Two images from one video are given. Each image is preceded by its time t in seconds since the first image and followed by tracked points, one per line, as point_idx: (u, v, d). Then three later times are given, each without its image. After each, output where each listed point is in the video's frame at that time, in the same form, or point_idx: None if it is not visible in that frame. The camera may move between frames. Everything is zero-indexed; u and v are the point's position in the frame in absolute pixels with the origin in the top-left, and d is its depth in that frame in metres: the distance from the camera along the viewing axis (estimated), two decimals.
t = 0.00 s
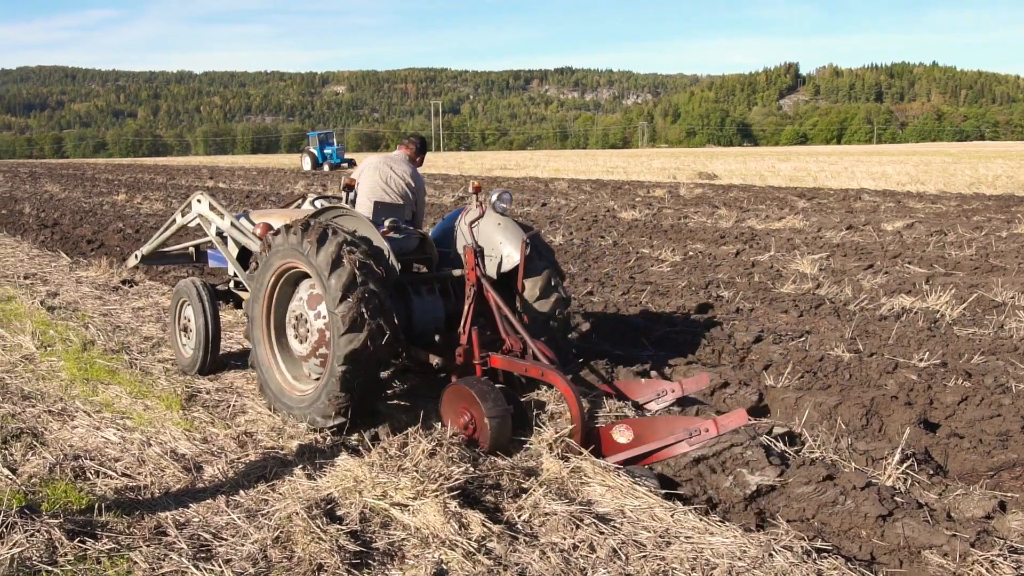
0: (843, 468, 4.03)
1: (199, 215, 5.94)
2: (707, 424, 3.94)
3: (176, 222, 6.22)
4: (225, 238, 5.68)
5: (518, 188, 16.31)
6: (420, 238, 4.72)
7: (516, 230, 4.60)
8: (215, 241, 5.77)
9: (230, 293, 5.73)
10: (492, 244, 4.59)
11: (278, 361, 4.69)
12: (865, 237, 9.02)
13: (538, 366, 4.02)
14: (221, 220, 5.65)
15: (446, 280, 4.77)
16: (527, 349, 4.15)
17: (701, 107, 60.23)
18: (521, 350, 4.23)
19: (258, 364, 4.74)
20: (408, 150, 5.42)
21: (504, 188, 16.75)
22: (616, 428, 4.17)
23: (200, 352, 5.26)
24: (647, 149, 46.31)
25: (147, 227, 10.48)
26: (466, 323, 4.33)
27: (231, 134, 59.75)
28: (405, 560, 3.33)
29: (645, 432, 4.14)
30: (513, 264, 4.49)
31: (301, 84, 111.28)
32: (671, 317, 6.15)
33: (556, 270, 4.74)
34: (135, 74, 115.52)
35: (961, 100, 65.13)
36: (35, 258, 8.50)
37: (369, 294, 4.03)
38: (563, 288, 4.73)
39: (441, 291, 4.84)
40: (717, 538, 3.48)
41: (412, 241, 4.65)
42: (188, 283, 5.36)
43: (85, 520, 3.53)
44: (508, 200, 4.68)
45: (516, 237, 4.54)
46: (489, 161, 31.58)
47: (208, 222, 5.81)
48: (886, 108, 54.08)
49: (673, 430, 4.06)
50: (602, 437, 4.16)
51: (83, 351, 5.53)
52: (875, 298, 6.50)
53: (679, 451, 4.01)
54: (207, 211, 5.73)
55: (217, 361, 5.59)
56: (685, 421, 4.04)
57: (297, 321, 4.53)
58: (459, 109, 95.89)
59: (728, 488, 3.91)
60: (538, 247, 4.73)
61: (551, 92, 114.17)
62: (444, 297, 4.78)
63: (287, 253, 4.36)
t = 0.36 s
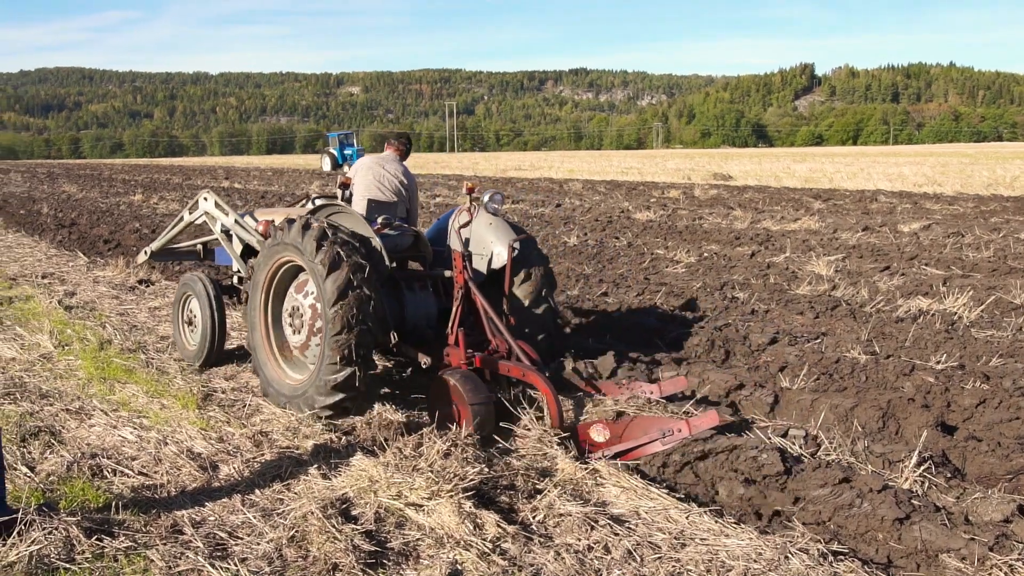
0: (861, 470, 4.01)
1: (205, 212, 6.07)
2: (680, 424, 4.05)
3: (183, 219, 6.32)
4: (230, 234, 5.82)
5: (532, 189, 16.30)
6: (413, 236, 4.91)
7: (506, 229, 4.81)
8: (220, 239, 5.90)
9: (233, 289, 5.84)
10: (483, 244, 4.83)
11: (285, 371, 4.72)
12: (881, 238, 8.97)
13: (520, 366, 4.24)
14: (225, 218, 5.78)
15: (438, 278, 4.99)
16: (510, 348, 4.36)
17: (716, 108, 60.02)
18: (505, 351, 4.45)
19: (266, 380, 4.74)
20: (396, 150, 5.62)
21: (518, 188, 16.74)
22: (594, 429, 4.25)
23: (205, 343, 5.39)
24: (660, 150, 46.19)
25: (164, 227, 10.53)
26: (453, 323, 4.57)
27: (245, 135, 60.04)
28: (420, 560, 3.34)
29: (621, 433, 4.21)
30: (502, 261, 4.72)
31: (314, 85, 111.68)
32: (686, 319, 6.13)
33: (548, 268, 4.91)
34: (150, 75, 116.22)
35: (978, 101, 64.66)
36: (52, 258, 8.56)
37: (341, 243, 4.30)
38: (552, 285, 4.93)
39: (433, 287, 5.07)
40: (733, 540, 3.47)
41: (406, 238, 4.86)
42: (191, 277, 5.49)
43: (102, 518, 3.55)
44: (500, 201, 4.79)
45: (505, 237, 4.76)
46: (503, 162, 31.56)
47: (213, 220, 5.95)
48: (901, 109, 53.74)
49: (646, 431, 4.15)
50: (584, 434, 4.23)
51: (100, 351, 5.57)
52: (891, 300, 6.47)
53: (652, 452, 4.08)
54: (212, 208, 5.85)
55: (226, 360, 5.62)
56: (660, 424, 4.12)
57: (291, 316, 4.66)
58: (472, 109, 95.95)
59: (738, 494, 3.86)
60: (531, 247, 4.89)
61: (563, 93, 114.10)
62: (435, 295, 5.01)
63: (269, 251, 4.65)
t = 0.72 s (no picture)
0: (877, 472, 3.98)
1: (209, 212, 6.18)
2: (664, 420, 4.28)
3: (189, 218, 6.42)
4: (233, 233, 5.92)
5: (546, 190, 16.29)
6: (409, 238, 5.13)
7: (500, 230, 4.95)
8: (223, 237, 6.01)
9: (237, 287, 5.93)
10: (478, 245, 4.97)
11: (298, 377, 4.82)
12: (897, 239, 8.92)
13: (513, 364, 4.36)
14: (229, 217, 5.89)
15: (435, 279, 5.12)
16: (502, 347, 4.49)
17: (729, 109, 59.85)
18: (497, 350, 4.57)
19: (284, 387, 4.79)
20: (394, 151, 5.70)
21: (531, 189, 16.73)
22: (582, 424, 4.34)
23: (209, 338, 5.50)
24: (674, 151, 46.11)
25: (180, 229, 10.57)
26: (447, 322, 4.72)
27: (259, 137, 60.33)
28: (434, 561, 3.33)
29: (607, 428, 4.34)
30: (496, 261, 4.87)
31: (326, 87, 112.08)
32: (700, 320, 6.11)
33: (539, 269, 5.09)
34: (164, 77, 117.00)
35: (994, 100, 64.21)
36: (69, 259, 8.61)
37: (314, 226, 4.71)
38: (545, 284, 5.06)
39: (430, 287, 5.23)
40: (748, 542, 3.45)
41: (402, 240, 5.08)
42: (196, 275, 5.64)
43: (118, 518, 3.57)
44: (495, 203, 4.94)
45: (499, 237, 4.90)
46: (516, 163, 31.57)
47: (217, 219, 6.05)
48: (916, 109, 53.43)
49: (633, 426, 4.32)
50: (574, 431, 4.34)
51: (115, 352, 5.60)
52: (907, 301, 6.43)
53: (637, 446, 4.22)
54: (216, 208, 5.97)
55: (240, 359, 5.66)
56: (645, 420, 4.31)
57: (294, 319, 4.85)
58: (485, 110, 96.07)
59: (753, 496, 3.83)
60: (523, 247, 5.05)
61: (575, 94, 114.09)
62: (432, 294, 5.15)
63: (258, 274, 4.98)
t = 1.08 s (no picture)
0: (890, 476, 3.97)
1: (214, 213, 6.30)
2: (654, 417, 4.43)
3: (195, 219, 6.54)
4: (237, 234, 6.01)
5: (558, 193, 16.29)
6: (408, 238, 5.12)
7: (496, 231, 4.99)
8: (228, 238, 6.10)
9: (242, 288, 5.99)
10: (475, 246, 5.02)
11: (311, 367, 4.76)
12: (911, 241, 8.87)
13: (503, 363, 4.43)
14: (233, 219, 5.97)
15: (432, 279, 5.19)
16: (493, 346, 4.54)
17: (742, 111, 59.70)
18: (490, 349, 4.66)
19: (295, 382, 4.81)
20: (396, 154, 5.77)
21: (543, 191, 16.74)
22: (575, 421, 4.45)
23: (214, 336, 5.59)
24: (686, 153, 46.02)
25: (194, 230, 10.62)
26: (443, 321, 4.78)
27: (272, 139, 60.61)
28: (446, 562, 3.33)
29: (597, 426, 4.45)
30: (491, 262, 4.91)
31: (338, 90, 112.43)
32: (712, 322, 6.09)
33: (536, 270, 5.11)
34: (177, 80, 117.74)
35: (1008, 102, 63.79)
36: (83, 261, 8.66)
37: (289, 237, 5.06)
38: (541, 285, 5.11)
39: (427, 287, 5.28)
40: (760, 546, 3.44)
41: (401, 241, 5.08)
42: (201, 275, 5.74)
43: (132, 519, 3.58)
44: (491, 204, 5.01)
45: (495, 238, 4.95)
46: (528, 165, 31.59)
47: (221, 220, 6.14)
48: (930, 111, 53.18)
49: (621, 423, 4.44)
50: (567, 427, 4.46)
51: (129, 353, 5.63)
52: (921, 304, 6.39)
53: (627, 443, 4.35)
54: (220, 210, 6.09)
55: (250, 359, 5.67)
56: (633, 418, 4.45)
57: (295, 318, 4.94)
58: (497, 113, 96.13)
59: (766, 500, 3.81)
60: (520, 249, 5.10)
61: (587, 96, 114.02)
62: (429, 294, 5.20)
63: (257, 286, 5.13)
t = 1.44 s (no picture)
0: (907, 482, 3.94)
1: (225, 214, 6.36)
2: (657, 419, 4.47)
3: (207, 220, 6.60)
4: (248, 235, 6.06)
5: (572, 196, 16.29)
6: (416, 241, 5.14)
7: (502, 235, 4.97)
8: (239, 239, 6.15)
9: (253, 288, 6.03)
10: (482, 250, 4.99)
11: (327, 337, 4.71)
12: (928, 245, 8.82)
13: (510, 362, 4.39)
14: (244, 220, 6.02)
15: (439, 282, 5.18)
16: (500, 345, 4.51)
17: (756, 114, 59.53)
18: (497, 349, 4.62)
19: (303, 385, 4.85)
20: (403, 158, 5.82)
21: (557, 194, 16.74)
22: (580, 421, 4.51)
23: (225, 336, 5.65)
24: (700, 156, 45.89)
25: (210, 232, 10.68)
26: (450, 322, 4.75)
27: (287, 141, 60.94)
28: (460, 566, 3.33)
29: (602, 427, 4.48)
30: (498, 266, 4.88)
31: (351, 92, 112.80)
32: (727, 326, 6.07)
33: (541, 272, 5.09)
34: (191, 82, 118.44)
35: None
36: (101, 262, 8.73)
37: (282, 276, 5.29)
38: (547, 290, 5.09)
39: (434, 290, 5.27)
40: (776, 551, 3.43)
41: (408, 243, 5.11)
42: (211, 276, 5.80)
43: (149, 519, 3.60)
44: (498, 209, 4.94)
45: (501, 242, 4.92)
46: (542, 168, 31.63)
47: (232, 222, 6.20)
48: (946, 113, 52.88)
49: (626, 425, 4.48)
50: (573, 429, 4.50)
51: (146, 354, 5.66)
52: (938, 309, 6.36)
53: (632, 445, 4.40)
54: (231, 212, 6.14)
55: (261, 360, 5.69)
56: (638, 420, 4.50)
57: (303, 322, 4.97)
58: (511, 115, 96.20)
59: (782, 505, 3.79)
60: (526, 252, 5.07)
61: (599, 98, 113.99)
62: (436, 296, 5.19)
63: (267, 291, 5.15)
